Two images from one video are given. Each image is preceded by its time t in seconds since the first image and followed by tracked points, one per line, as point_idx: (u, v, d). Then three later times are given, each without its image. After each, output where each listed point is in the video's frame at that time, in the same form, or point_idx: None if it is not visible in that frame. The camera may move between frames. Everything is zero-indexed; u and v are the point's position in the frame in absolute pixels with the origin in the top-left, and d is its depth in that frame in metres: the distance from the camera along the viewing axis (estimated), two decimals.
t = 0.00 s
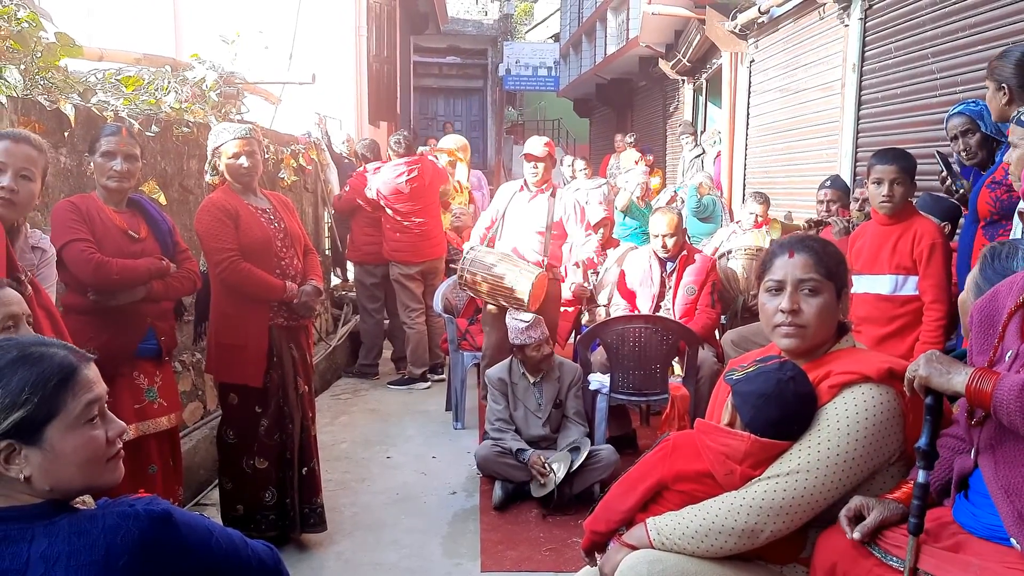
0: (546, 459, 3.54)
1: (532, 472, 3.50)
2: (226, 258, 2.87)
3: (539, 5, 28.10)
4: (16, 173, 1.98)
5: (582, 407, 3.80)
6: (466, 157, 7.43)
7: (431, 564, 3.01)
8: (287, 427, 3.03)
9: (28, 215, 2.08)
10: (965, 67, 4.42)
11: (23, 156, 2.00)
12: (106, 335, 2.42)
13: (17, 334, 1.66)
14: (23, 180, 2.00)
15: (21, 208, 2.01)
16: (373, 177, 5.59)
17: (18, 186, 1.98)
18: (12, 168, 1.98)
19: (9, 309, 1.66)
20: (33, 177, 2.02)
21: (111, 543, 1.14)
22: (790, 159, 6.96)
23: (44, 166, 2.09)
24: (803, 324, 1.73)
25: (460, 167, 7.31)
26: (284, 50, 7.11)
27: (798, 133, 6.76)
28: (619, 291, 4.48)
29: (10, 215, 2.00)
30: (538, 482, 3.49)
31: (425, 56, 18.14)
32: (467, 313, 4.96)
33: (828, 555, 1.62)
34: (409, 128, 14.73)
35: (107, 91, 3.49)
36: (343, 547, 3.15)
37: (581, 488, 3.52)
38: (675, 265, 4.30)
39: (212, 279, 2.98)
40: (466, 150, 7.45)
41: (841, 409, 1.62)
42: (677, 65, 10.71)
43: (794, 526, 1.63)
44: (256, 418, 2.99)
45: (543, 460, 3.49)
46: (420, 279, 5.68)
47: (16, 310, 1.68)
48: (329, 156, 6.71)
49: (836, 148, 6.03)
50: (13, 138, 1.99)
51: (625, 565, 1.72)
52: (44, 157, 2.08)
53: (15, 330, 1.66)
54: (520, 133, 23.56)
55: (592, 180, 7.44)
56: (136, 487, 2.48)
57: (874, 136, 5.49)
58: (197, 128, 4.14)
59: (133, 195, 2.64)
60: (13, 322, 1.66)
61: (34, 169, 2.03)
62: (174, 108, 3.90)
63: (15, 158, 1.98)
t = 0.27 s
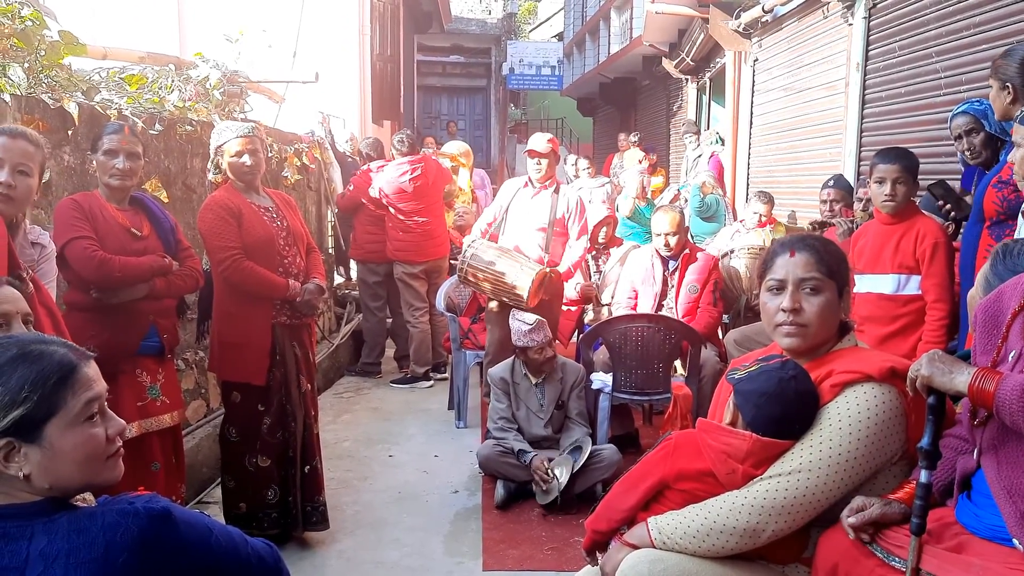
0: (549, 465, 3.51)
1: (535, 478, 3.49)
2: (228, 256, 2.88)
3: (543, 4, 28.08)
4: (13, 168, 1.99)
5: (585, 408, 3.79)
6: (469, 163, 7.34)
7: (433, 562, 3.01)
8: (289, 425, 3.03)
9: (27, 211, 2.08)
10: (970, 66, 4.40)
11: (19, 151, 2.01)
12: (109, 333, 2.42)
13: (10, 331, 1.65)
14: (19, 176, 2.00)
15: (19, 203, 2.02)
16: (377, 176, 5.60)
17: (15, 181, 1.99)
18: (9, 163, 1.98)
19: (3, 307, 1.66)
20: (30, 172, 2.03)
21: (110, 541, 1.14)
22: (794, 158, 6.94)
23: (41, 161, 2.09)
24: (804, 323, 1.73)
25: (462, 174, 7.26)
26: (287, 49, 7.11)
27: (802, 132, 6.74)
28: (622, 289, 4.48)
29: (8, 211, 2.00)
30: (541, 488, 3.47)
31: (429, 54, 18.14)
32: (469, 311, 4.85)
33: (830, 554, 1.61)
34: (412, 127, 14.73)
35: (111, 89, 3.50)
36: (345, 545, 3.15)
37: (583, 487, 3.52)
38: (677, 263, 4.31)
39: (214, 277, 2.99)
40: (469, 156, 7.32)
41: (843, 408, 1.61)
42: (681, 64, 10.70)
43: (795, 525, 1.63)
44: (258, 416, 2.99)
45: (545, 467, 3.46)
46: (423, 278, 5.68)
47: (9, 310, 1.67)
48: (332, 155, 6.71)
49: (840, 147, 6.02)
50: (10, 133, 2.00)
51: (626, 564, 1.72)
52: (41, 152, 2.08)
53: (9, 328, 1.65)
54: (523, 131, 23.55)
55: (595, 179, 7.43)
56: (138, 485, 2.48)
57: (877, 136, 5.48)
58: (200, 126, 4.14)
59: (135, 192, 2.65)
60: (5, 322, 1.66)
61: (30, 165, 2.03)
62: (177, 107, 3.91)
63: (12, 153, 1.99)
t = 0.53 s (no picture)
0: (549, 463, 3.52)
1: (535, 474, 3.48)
2: (232, 253, 2.88)
3: (552, 3, 28.05)
4: (4, 159, 1.99)
5: (589, 409, 3.78)
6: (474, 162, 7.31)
7: (434, 561, 3.01)
8: (293, 423, 3.02)
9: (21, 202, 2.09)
10: (979, 67, 4.37)
11: (10, 142, 2.01)
12: (111, 329, 2.43)
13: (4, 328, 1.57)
14: (10, 167, 2.00)
15: (12, 195, 2.02)
16: (383, 174, 5.60)
17: (5, 172, 1.99)
18: None
19: None
20: (21, 164, 2.03)
21: (102, 538, 1.14)
22: (801, 158, 6.91)
23: (32, 152, 2.09)
24: (806, 325, 1.72)
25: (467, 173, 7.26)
26: (295, 47, 7.12)
27: (810, 133, 6.71)
28: (627, 290, 4.46)
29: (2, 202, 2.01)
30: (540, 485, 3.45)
31: (437, 53, 18.15)
32: (472, 311, 5.02)
33: (829, 558, 1.61)
34: (419, 126, 14.74)
35: (117, 86, 3.51)
36: (346, 543, 3.16)
37: (586, 487, 3.51)
38: (682, 264, 4.30)
39: (218, 274, 2.99)
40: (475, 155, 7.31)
41: (844, 410, 1.60)
42: (688, 64, 10.67)
43: (795, 527, 1.62)
44: (261, 413, 2.99)
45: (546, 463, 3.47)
46: (428, 276, 5.68)
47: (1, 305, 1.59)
48: (339, 153, 6.72)
49: (847, 147, 5.99)
50: None
51: (624, 565, 1.71)
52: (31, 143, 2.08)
53: (2, 323, 1.57)
54: (530, 130, 23.54)
55: (601, 178, 7.42)
56: (140, 482, 2.49)
57: (885, 137, 5.45)
58: (206, 123, 4.14)
59: (138, 189, 2.66)
60: None
61: (22, 156, 2.03)
62: (184, 104, 3.91)
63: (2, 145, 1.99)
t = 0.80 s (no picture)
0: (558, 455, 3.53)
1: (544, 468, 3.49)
2: (236, 253, 2.89)
3: (561, 2, 28.02)
4: None
5: (594, 409, 3.78)
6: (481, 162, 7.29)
7: (438, 561, 3.01)
8: (297, 422, 3.03)
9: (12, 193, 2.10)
10: (988, 65, 4.33)
11: None
12: (114, 327, 2.43)
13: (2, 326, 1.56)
14: None
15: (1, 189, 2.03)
16: (389, 173, 5.60)
17: None
18: None
19: None
20: (7, 157, 2.03)
21: (95, 538, 1.15)
22: (809, 157, 6.88)
23: (18, 144, 2.08)
24: (808, 327, 1.71)
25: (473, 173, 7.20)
26: (303, 46, 7.13)
27: (818, 132, 6.68)
28: (634, 289, 4.45)
29: None
30: (549, 477, 3.47)
31: (446, 52, 18.16)
32: (480, 309, 4.93)
33: (830, 561, 1.60)
34: (428, 125, 14.75)
35: (125, 85, 3.53)
36: (350, 542, 3.16)
37: (591, 488, 3.50)
38: (690, 264, 4.26)
39: (223, 273, 3.00)
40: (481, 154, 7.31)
41: (845, 413, 1.59)
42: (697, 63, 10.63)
43: (796, 530, 1.61)
44: (266, 412, 3.00)
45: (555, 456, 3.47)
46: (434, 275, 5.68)
47: None
48: (347, 152, 6.73)
49: (855, 147, 5.96)
50: None
51: (623, 567, 1.70)
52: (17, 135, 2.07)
53: None
54: (538, 130, 23.52)
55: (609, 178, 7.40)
56: (143, 480, 2.50)
57: (893, 136, 5.41)
58: (213, 122, 4.15)
59: (143, 188, 2.67)
60: None
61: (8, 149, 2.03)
62: (191, 103, 3.92)
63: None
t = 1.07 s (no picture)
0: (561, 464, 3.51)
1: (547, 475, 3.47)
2: (246, 253, 2.89)
3: (572, 2, 27.98)
4: None
5: (603, 411, 3.74)
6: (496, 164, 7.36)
7: (446, 562, 3.00)
8: (307, 421, 3.04)
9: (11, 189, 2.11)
10: (1000, 64, 4.28)
11: None
12: (123, 327, 2.46)
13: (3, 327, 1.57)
14: None
15: None
16: (397, 173, 5.61)
17: None
18: None
19: None
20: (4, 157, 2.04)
21: (93, 538, 1.15)
22: (820, 157, 6.83)
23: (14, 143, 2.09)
24: (814, 329, 1.69)
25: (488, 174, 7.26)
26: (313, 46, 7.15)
27: (829, 131, 6.63)
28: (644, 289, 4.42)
29: None
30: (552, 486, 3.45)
31: (457, 52, 18.19)
32: (489, 309, 4.98)
33: (836, 563, 1.58)
34: (439, 125, 14.76)
35: (136, 86, 3.54)
36: (359, 542, 3.16)
37: (598, 489, 3.50)
38: (700, 264, 4.24)
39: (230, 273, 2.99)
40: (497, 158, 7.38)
41: (851, 415, 1.57)
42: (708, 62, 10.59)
43: (801, 533, 1.60)
44: (275, 412, 3.02)
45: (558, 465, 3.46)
46: (442, 276, 5.69)
47: None
48: (357, 152, 6.74)
49: (867, 146, 5.91)
50: None
51: (627, 570, 1.70)
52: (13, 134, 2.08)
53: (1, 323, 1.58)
54: (549, 130, 23.50)
55: (619, 177, 7.38)
56: (151, 481, 2.51)
57: (905, 136, 5.37)
58: (223, 123, 4.16)
59: (151, 189, 2.68)
60: None
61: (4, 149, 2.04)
62: (201, 103, 3.93)
63: None
